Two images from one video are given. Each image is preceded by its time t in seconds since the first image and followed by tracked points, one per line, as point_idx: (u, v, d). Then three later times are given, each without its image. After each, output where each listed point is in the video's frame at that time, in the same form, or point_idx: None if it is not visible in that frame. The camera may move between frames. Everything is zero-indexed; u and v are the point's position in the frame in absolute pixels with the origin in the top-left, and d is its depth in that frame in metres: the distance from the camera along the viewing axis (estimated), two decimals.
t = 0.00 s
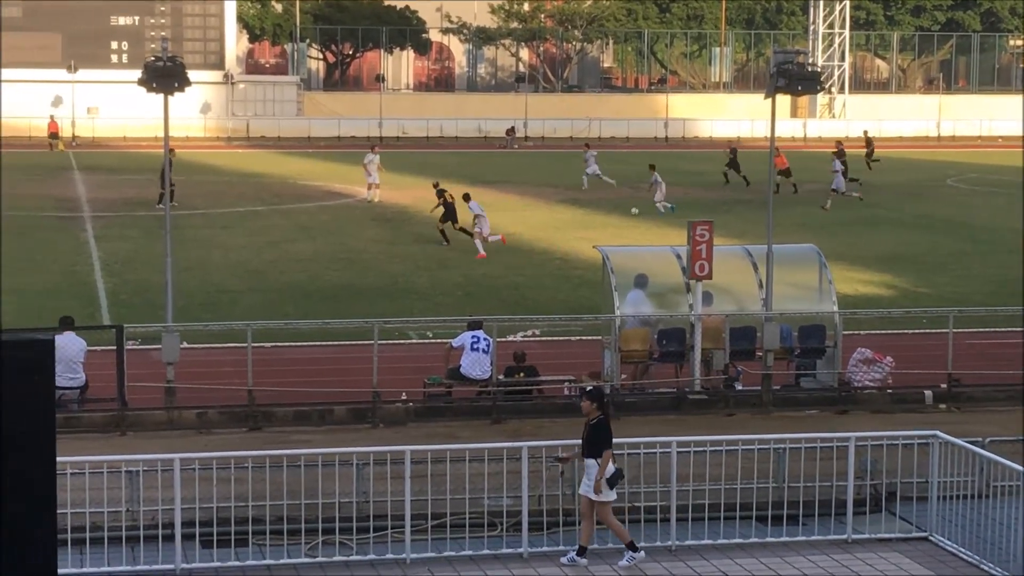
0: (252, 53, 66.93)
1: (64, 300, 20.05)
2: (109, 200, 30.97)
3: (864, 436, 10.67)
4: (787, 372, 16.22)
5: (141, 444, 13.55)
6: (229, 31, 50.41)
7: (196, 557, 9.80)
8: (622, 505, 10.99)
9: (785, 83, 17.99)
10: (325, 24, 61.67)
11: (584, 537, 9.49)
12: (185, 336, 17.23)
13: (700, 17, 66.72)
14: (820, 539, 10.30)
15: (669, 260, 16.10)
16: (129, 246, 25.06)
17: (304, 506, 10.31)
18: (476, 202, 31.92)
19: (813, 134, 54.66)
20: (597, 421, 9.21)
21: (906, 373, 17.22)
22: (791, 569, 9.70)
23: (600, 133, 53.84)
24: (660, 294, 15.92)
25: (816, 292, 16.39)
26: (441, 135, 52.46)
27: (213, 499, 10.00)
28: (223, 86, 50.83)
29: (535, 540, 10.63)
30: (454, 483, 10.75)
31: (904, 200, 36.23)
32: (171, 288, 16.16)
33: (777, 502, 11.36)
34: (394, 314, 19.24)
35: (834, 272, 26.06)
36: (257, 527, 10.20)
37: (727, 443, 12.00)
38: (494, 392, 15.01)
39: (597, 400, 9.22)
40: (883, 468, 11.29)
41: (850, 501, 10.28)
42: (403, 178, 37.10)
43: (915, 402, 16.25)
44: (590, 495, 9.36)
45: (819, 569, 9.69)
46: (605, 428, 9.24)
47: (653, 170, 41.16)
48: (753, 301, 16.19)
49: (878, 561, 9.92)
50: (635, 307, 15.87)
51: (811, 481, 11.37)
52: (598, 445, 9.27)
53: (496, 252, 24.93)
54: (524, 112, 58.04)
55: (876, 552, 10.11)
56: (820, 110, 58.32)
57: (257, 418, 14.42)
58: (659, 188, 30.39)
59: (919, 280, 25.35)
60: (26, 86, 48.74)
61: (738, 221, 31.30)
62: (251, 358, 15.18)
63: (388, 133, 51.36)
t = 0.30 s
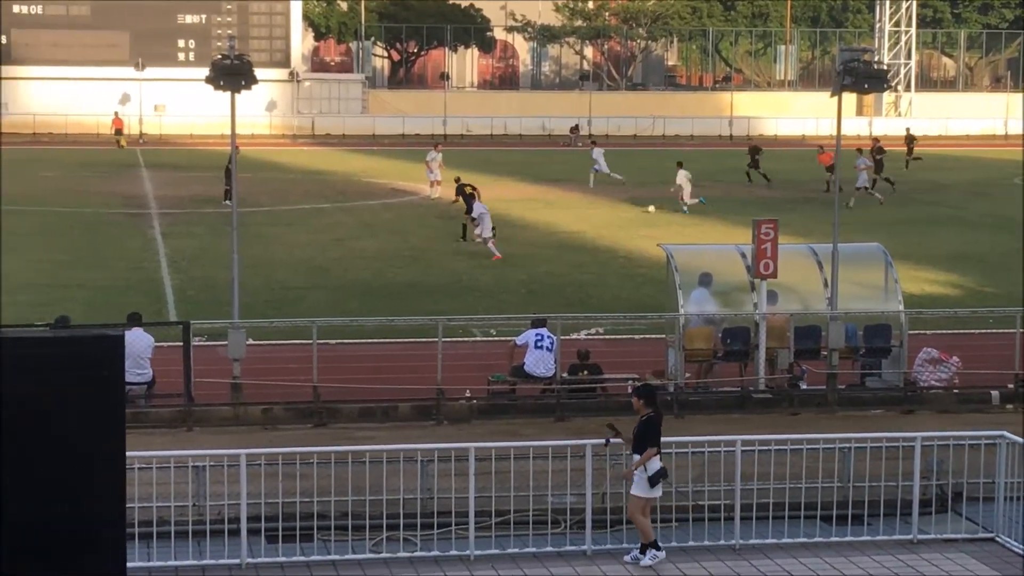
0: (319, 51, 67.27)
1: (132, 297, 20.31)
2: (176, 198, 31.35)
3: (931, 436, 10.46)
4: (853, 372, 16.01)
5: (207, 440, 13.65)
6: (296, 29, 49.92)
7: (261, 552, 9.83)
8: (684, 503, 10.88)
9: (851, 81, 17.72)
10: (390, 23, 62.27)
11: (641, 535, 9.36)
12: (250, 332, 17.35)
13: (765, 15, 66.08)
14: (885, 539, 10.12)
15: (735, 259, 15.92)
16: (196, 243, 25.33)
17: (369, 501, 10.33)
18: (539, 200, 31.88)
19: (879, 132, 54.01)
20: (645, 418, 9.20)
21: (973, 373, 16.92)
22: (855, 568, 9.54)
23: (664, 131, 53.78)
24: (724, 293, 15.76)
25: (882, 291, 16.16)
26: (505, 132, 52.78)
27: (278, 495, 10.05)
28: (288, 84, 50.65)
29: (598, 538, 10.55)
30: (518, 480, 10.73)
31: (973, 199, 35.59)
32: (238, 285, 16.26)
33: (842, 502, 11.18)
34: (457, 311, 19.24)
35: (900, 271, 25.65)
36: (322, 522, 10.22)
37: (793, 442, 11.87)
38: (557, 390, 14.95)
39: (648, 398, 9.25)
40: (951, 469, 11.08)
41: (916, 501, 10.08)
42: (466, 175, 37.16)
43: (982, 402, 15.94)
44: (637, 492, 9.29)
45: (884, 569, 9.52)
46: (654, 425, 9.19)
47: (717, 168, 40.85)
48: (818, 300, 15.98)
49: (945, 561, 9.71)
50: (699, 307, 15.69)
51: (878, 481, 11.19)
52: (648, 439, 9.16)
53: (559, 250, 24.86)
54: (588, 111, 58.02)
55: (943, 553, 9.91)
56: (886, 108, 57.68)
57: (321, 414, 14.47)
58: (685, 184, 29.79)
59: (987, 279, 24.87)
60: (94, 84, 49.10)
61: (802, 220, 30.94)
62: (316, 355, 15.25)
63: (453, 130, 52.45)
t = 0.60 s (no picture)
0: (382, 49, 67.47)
1: (197, 294, 20.52)
2: (240, 195, 31.67)
3: (999, 436, 10.24)
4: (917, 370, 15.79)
5: (271, 436, 13.72)
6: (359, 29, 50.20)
7: (324, 548, 9.85)
8: (748, 502, 10.75)
9: (917, 78, 17.41)
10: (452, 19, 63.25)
11: (675, 531, 9.35)
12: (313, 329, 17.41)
13: (829, 11, 65.20)
14: (950, 539, 9.94)
15: (799, 257, 15.73)
16: (259, 240, 25.55)
17: (431, 498, 10.33)
18: (600, 198, 31.76)
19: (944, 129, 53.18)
20: (696, 414, 9.11)
21: None
22: (921, 568, 9.37)
23: (726, 129, 53.35)
24: (788, 291, 15.53)
25: (948, 289, 15.99)
26: (567, 130, 52.85)
27: (341, 491, 10.07)
28: (352, 82, 51.06)
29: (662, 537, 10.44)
30: (581, 478, 10.67)
31: None
32: (301, 281, 16.30)
33: (908, 501, 10.99)
34: (517, 309, 19.20)
35: (966, 269, 25.22)
36: (385, 518, 10.22)
37: (857, 441, 11.69)
38: (620, 388, 14.87)
39: (699, 397, 9.17)
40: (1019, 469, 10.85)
41: (982, 501, 9.88)
42: (527, 173, 37.12)
43: None
44: (682, 488, 9.25)
45: (950, 569, 9.34)
46: (704, 423, 9.11)
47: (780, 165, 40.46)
48: (882, 298, 15.80)
49: (1013, 563, 9.50)
50: (762, 304, 15.46)
51: (944, 480, 10.99)
52: (704, 437, 9.10)
53: (621, 248, 24.75)
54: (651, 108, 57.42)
55: (1010, 554, 9.70)
56: (952, 106, 56.67)
57: (384, 411, 14.51)
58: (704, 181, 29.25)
59: None
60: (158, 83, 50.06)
61: (867, 217, 30.53)
62: (379, 351, 15.32)
63: (514, 128, 52.64)
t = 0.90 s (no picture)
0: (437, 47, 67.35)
1: (253, 292, 20.69)
2: (295, 193, 31.90)
3: None
4: (976, 369, 15.53)
5: (327, 433, 13.79)
6: (413, 27, 50.14)
7: (380, 546, 9.86)
8: (804, 502, 10.61)
9: (975, 76, 17.16)
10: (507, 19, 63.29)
11: (723, 531, 9.29)
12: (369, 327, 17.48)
13: (886, 9, 64.56)
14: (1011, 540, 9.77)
15: (856, 254, 15.56)
16: (314, 238, 25.72)
17: (487, 496, 10.33)
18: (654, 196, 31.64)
19: (1002, 127, 52.45)
20: (733, 415, 9.05)
21: None
22: (979, 571, 9.21)
23: (782, 127, 52.94)
24: (844, 291, 15.45)
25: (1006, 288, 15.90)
26: (622, 128, 52.71)
27: (397, 488, 10.10)
28: (408, 80, 51.32)
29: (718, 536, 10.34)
30: (637, 477, 10.62)
31: None
32: (357, 280, 16.33)
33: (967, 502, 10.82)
34: (571, 307, 19.17)
35: None
36: (441, 517, 10.21)
37: (915, 442, 11.52)
38: (675, 387, 14.80)
39: (742, 396, 9.11)
40: None
41: None
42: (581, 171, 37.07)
43: None
44: (721, 486, 9.22)
45: (1010, 572, 9.17)
46: (745, 421, 9.06)
47: (837, 164, 40.08)
48: (940, 297, 15.68)
49: None
50: (818, 303, 15.35)
51: (1004, 481, 10.81)
52: (744, 440, 9.05)
53: (675, 246, 24.64)
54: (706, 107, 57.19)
55: None
56: (1012, 104, 55.90)
57: (440, 409, 14.56)
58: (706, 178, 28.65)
59: None
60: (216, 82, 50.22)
61: (925, 216, 30.15)
62: (434, 350, 15.37)
63: (570, 126, 52.73)
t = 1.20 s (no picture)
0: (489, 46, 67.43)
1: (307, 291, 20.82)
2: (348, 192, 32.09)
3: None
4: None
5: (381, 431, 13.85)
6: (466, 26, 50.25)
7: (434, 544, 9.89)
8: (858, 501, 10.50)
9: None
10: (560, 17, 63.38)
11: (775, 530, 9.23)
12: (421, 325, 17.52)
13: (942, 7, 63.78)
14: None
15: (910, 253, 15.29)
16: (367, 238, 25.84)
17: (541, 495, 10.35)
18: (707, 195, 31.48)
19: None
20: (768, 415, 8.98)
21: None
22: None
23: (836, 126, 52.47)
24: (899, 290, 15.22)
25: None
26: (674, 127, 52.68)
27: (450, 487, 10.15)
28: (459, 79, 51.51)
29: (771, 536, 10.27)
30: (689, 476, 10.59)
31: None
32: (410, 279, 16.40)
33: None
34: (624, 307, 19.12)
35: None
36: (494, 515, 10.24)
37: (972, 443, 11.38)
38: (728, 386, 14.72)
39: (780, 395, 9.06)
40: None
41: None
42: (633, 170, 36.97)
43: None
44: (763, 487, 9.15)
45: None
46: (782, 421, 8.99)
47: (892, 163, 39.66)
48: (996, 296, 15.46)
49: None
50: (873, 302, 15.18)
51: None
52: (780, 439, 9.01)
53: (728, 245, 24.50)
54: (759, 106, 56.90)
55: None
56: None
57: (492, 408, 14.59)
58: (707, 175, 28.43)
59: None
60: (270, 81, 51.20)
61: (982, 216, 29.74)
62: (487, 349, 15.42)
63: (622, 125, 52.44)
